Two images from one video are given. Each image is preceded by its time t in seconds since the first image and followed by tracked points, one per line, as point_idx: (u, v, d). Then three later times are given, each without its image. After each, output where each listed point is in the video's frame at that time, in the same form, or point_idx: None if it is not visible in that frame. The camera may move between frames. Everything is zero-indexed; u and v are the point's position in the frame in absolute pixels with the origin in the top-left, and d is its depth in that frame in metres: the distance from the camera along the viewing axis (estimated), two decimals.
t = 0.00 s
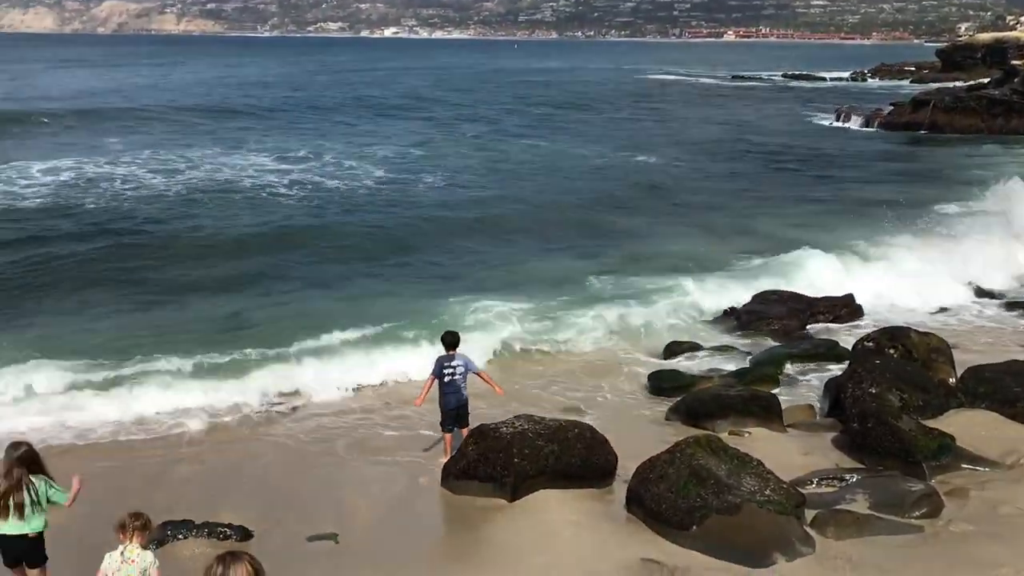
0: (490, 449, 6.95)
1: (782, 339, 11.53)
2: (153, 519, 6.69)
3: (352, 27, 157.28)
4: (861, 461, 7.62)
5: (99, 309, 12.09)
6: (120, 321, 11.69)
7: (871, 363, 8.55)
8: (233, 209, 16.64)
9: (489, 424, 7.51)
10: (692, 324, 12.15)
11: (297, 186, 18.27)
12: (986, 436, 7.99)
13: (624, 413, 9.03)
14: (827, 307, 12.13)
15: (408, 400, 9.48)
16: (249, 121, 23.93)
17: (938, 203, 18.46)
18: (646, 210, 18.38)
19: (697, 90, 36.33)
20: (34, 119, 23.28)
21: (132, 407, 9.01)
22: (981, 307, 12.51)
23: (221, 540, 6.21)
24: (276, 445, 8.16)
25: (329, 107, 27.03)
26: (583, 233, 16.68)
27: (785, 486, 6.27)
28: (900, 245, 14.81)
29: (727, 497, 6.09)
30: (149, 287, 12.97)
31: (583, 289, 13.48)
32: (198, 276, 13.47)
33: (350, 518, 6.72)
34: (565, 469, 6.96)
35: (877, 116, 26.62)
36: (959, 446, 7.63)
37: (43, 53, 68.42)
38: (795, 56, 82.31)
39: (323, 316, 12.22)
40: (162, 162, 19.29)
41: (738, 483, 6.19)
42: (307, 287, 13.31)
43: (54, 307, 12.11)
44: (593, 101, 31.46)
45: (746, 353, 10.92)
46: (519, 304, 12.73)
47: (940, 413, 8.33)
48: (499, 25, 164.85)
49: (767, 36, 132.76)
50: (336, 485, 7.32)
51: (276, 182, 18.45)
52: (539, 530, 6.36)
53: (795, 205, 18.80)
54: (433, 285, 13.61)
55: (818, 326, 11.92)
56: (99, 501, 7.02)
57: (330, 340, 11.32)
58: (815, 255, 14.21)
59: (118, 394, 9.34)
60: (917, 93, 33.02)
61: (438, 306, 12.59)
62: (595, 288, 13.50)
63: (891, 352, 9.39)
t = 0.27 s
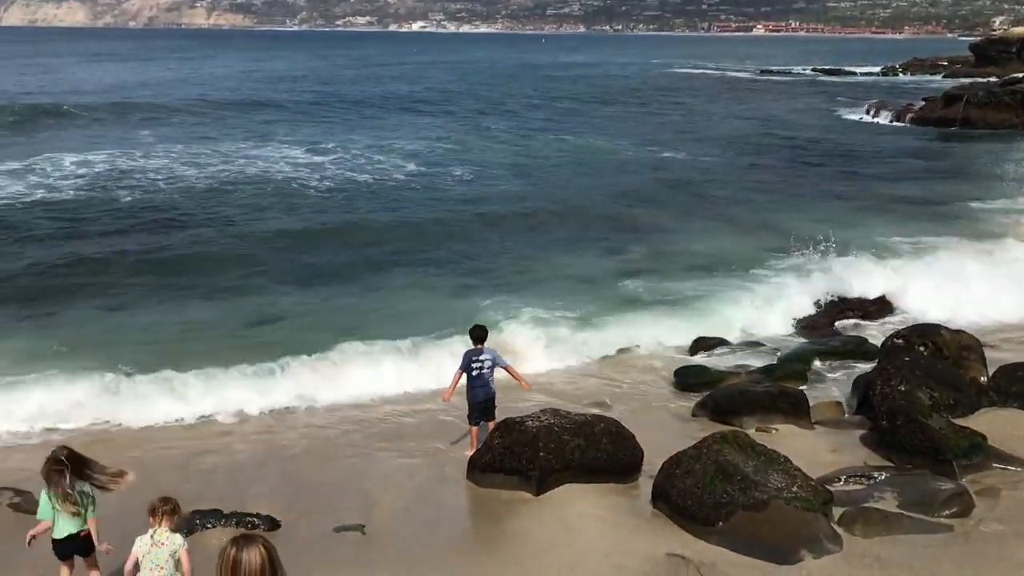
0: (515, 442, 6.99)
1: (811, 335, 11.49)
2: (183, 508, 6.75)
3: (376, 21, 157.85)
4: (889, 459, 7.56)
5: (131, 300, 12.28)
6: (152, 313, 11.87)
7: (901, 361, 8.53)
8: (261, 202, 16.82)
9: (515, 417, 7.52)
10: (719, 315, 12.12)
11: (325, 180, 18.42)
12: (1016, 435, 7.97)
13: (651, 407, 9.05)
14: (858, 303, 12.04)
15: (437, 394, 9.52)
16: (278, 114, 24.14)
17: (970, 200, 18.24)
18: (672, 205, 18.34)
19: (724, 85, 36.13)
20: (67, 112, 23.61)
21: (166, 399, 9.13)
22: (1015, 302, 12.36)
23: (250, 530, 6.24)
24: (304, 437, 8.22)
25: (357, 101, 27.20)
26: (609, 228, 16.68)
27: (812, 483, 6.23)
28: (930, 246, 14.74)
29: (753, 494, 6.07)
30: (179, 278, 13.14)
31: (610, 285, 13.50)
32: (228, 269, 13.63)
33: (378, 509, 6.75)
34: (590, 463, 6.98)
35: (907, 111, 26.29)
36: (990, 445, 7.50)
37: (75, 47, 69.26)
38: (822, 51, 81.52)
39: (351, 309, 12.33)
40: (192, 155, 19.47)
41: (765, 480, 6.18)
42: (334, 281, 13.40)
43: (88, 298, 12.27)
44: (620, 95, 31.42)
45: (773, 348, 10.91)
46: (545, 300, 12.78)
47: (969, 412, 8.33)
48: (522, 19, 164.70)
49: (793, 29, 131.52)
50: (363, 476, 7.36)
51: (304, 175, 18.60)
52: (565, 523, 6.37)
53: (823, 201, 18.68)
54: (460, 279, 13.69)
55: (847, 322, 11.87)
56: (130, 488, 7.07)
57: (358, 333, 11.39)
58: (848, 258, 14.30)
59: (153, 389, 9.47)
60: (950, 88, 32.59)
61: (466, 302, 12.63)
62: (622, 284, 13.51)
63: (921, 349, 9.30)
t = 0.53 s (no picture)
0: (543, 436, 6.99)
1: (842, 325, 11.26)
2: (213, 496, 6.83)
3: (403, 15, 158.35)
4: (920, 458, 7.51)
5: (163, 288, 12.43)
6: (183, 301, 12.01)
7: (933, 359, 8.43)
8: (290, 194, 16.95)
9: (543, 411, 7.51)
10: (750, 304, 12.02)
11: (353, 172, 18.51)
12: None
13: (680, 402, 9.02)
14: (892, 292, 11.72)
15: (467, 387, 9.56)
16: (310, 107, 24.32)
17: (1007, 198, 17.94)
18: (701, 199, 18.24)
19: (756, 79, 35.86)
20: (104, 104, 24.00)
21: (202, 389, 9.25)
22: None
23: (279, 519, 6.29)
24: (335, 428, 8.29)
25: (388, 94, 27.33)
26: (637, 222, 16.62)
27: (842, 481, 6.19)
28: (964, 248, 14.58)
29: (782, 490, 6.00)
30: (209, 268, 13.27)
31: (639, 278, 13.46)
32: (256, 260, 13.75)
33: (405, 501, 6.77)
34: (616, 458, 6.96)
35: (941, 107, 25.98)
36: None
37: (111, 41, 70.18)
38: (854, 45, 80.53)
39: (378, 301, 12.39)
40: (224, 148, 19.66)
41: (794, 477, 6.11)
42: (362, 274, 13.46)
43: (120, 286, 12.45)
44: (650, 90, 31.31)
45: (806, 342, 10.79)
46: (573, 293, 12.77)
47: (1003, 412, 8.24)
48: (549, 13, 164.40)
49: (823, 23, 130.08)
50: (390, 468, 7.40)
51: (334, 167, 18.71)
52: (591, 517, 6.35)
53: (854, 197, 18.47)
54: (487, 273, 13.72)
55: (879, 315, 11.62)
56: (165, 477, 7.18)
57: (388, 324, 11.45)
58: (878, 258, 14.19)
59: (188, 381, 9.60)
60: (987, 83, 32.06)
61: (495, 296, 12.67)
62: (650, 278, 13.47)
63: (953, 347, 9.21)
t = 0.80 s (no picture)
0: (572, 428, 6.97)
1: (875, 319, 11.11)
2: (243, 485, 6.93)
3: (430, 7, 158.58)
4: (952, 458, 7.46)
5: (195, 278, 12.58)
6: (213, 291, 12.17)
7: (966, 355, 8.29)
8: (320, 187, 17.07)
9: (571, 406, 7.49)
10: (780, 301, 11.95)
11: (381, 164, 18.59)
12: None
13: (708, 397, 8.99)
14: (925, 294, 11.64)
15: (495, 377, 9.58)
16: (341, 100, 24.47)
17: None
18: (730, 194, 18.13)
19: (789, 72, 35.52)
20: (141, 95, 24.34)
21: (233, 379, 9.35)
22: None
23: (308, 509, 6.32)
24: (363, 419, 8.34)
25: (418, 87, 27.41)
26: (666, 216, 16.56)
27: (873, 479, 6.13)
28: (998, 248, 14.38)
29: (811, 488, 5.96)
30: (238, 259, 13.41)
31: (667, 273, 13.43)
32: (285, 251, 13.87)
33: (432, 493, 6.80)
34: (644, 452, 6.94)
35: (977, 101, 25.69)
36: None
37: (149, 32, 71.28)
38: (889, 38, 79.45)
39: (406, 294, 12.45)
40: (256, 140, 19.83)
41: (824, 475, 6.07)
42: (389, 267, 13.53)
43: (152, 275, 12.62)
44: (681, 83, 31.14)
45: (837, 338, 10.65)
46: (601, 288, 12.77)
47: None
48: (576, 5, 163.82)
49: (855, 16, 128.42)
50: (417, 459, 7.43)
51: (363, 160, 18.81)
52: (618, 511, 6.36)
53: (887, 192, 18.25)
54: (514, 268, 13.75)
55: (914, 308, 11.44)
56: (198, 465, 7.27)
57: (416, 317, 11.49)
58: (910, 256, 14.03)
59: (219, 369, 9.71)
60: None
61: (524, 290, 12.69)
62: (679, 273, 13.43)
63: (988, 345, 9.06)
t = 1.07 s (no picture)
0: (599, 422, 6.96)
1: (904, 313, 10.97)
2: (272, 474, 6.99)
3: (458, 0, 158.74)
4: (985, 456, 7.39)
5: (223, 268, 12.70)
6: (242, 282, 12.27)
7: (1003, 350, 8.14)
8: (348, 179, 17.15)
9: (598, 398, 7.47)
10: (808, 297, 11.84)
11: (409, 157, 18.64)
12: None
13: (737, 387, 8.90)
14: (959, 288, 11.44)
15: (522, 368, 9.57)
16: (371, 91, 24.58)
17: None
18: (759, 188, 17.99)
19: (822, 66, 35.15)
20: (175, 87, 24.63)
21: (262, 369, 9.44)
22: None
23: (335, 498, 6.39)
24: (391, 408, 8.38)
25: (448, 80, 27.45)
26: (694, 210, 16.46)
27: (904, 476, 6.06)
28: None
29: (840, 484, 5.93)
30: (267, 249, 13.52)
31: (696, 268, 13.36)
32: (313, 242, 13.96)
33: (458, 485, 6.81)
34: (673, 447, 6.92)
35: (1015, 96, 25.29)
36: None
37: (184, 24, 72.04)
38: (923, 31, 78.30)
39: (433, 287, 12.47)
40: (286, 131, 19.97)
41: (854, 471, 6.02)
42: (416, 258, 13.57)
43: (182, 265, 12.76)
44: (712, 76, 30.95)
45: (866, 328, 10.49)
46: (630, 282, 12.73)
47: None
48: None
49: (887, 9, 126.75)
50: (444, 450, 7.45)
51: (391, 152, 18.88)
52: (645, 506, 6.34)
53: (920, 187, 18.00)
54: (542, 261, 13.74)
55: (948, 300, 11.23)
56: (229, 453, 7.35)
57: (443, 310, 11.53)
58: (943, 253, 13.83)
59: (249, 357, 9.80)
60: None
61: (551, 284, 12.68)
62: (708, 267, 13.35)
63: None
